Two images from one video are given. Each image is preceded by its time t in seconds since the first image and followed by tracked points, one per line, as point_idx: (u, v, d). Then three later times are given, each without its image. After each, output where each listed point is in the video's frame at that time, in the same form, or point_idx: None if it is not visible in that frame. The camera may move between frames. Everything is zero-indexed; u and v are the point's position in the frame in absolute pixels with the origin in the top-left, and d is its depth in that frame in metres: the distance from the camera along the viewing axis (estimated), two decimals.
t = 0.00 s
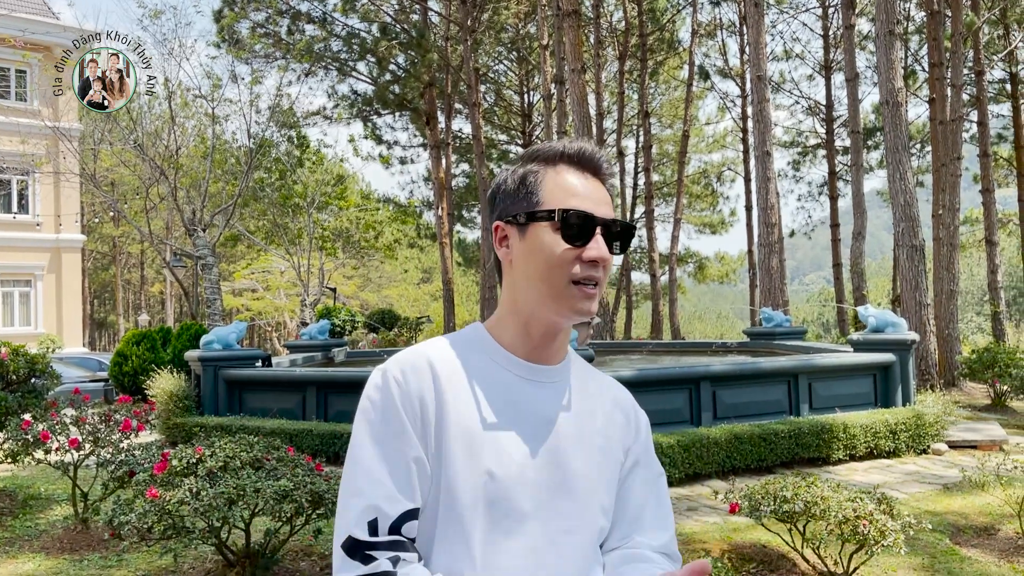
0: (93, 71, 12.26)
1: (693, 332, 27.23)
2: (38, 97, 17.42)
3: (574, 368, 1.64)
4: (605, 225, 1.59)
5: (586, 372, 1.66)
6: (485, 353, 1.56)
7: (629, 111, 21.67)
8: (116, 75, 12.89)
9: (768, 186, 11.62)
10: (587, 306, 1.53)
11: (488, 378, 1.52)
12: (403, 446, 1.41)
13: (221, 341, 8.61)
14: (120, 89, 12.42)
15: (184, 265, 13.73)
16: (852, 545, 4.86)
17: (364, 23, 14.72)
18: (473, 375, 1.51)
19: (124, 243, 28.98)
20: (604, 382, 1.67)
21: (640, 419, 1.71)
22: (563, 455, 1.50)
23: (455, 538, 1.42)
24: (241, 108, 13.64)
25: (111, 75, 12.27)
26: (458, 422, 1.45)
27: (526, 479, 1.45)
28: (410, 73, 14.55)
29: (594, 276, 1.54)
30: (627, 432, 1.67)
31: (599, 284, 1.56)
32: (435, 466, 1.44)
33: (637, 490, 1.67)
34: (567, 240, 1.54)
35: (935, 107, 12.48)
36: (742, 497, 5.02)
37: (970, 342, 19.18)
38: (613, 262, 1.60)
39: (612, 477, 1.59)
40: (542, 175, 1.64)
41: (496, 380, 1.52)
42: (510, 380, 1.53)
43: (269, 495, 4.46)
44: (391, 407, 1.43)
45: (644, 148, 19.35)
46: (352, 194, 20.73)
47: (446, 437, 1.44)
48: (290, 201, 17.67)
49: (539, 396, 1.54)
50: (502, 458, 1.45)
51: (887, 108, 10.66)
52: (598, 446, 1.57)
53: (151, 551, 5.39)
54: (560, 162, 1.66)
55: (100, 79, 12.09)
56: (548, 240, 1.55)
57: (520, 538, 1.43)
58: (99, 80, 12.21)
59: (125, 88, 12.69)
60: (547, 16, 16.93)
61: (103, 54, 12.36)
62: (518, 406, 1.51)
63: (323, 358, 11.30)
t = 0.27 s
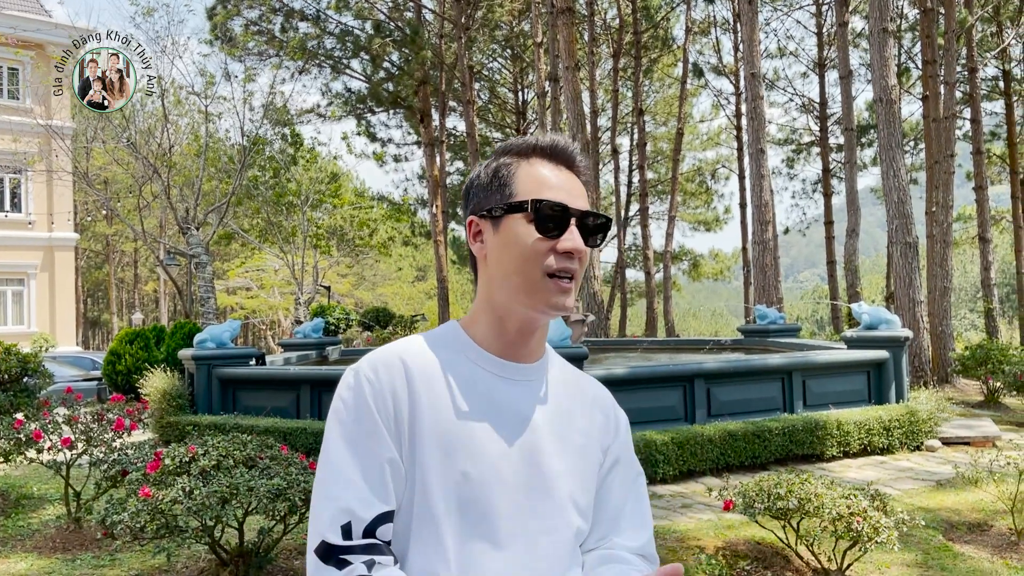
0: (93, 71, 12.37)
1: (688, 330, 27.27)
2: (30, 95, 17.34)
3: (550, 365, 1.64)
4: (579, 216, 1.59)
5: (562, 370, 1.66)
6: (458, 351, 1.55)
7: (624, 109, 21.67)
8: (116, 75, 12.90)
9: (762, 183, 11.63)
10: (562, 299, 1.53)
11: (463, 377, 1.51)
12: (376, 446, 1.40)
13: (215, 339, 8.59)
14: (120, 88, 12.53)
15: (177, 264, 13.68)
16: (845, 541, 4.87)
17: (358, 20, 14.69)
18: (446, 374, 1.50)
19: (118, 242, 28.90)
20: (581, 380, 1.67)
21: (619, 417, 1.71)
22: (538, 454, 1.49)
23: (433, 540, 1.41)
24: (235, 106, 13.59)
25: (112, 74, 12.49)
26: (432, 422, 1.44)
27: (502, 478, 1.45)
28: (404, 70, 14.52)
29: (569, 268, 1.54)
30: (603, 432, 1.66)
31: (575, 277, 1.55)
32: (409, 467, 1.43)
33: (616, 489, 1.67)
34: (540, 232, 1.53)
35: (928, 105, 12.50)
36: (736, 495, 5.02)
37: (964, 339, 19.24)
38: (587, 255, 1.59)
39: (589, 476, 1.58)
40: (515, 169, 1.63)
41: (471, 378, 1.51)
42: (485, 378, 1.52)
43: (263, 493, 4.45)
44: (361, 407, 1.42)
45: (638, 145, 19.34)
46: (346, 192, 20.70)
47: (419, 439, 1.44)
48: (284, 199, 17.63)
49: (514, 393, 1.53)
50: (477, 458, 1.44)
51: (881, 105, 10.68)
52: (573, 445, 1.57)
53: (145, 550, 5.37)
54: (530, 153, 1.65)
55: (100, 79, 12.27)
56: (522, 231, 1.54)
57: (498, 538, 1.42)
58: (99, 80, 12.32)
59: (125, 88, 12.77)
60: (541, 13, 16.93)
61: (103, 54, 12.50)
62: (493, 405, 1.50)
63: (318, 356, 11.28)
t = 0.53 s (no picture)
0: (93, 71, 12.49)
1: (683, 328, 27.32)
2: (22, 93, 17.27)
3: (536, 364, 1.60)
4: (549, 212, 1.57)
5: (550, 366, 1.64)
6: (436, 351, 1.53)
7: (618, 108, 21.69)
8: (115, 75, 12.93)
9: (756, 181, 11.64)
10: (532, 297, 1.51)
11: (442, 377, 1.49)
12: (347, 450, 1.40)
13: (208, 338, 8.57)
14: (120, 88, 12.55)
15: (171, 263, 13.65)
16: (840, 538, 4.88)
17: (351, 19, 14.66)
18: (424, 374, 1.49)
19: (111, 241, 28.81)
20: (568, 378, 1.64)
21: (608, 415, 1.69)
22: (520, 455, 1.47)
23: (408, 543, 1.41)
24: (228, 104, 13.54)
25: (112, 75, 12.60)
26: (405, 424, 1.43)
27: (482, 479, 1.43)
28: (397, 68, 14.50)
29: (539, 265, 1.52)
30: (591, 431, 1.64)
31: (546, 273, 1.53)
32: (382, 471, 1.43)
33: (605, 489, 1.65)
34: (509, 229, 1.51)
35: (922, 103, 12.52)
36: (731, 493, 5.02)
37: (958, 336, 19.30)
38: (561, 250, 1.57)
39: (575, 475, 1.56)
40: (486, 165, 1.62)
41: (448, 379, 1.49)
42: (466, 379, 1.50)
43: (257, 492, 4.44)
44: (333, 410, 1.42)
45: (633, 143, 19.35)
46: (340, 190, 20.67)
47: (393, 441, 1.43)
48: (278, 197, 17.60)
49: (494, 394, 1.51)
50: (453, 460, 1.43)
51: (874, 103, 10.69)
52: (559, 444, 1.55)
53: (138, 550, 5.36)
54: (504, 152, 1.63)
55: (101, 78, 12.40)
56: (487, 231, 1.52)
57: (477, 540, 1.42)
58: (99, 79, 12.41)
59: (123, 88, 12.78)
60: (535, 12, 16.93)
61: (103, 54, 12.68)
62: (473, 405, 1.48)
63: (312, 355, 11.26)
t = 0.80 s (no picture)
0: (93, 71, 12.67)
1: (678, 327, 27.35)
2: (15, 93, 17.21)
3: (529, 363, 1.58)
4: (499, 210, 1.55)
5: (546, 366, 1.61)
6: (425, 351, 1.53)
7: (613, 107, 21.71)
8: (114, 75, 12.94)
9: (750, 180, 11.66)
10: (482, 296, 1.50)
11: (427, 378, 1.49)
12: (331, 450, 1.42)
13: (203, 339, 8.55)
14: (119, 88, 12.58)
15: (165, 263, 13.61)
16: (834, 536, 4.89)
17: (346, 18, 14.65)
18: (407, 374, 1.49)
19: (105, 241, 28.72)
20: (563, 377, 1.62)
21: (606, 416, 1.66)
22: (507, 455, 1.46)
23: (391, 541, 1.41)
24: (222, 104, 13.50)
25: (111, 74, 12.70)
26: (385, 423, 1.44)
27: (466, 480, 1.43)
28: (392, 68, 14.49)
29: (487, 264, 1.51)
30: (589, 432, 1.62)
31: (500, 272, 1.51)
32: (367, 471, 1.44)
33: (601, 490, 1.63)
34: (456, 233, 1.53)
35: (915, 102, 12.55)
36: (725, 491, 5.03)
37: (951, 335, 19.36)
38: (521, 246, 1.54)
39: (567, 476, 1.54)
40: (448, 167, 1.62)
41: (434, 380, 1.49)
42: (454, 381, 1.49)
43: (251, 492, 4.44)
44: (319, 410, 1.45)
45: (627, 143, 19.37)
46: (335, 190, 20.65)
47: (378, 442, 1.44)
48: (273, 197, 17.58)
49: (482, 395, 1.50)
50: (436, 462, 1.43)
51: (868, 103, 10.72)
52: (550, 445, 1.52)
53: (133, 551, 5.35)
54: (464, 152, 1.60)
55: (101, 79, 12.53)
56: (439, 239, 1.54)
57: (461, 542, 1.42)
58: (99, 79, 12.58)
59: (123, 87, 12.78)
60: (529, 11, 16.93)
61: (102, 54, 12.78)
62: (458, 406, 1.47)
63: (306, 355, 11.25)
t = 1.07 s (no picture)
0: (93, 71, 12.54)
1: (673, 327, 27.38)
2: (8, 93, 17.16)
3: (529, 362, 1.59)
4: (499, 213, 1.56)
5: (545, 366, 1.62)
6: (423, 351, 1.54)
7: (608, 107, 21.74)
8: (116, 75, 12.86)
9: (745, 180, 11.68)
10: (487, 297, 1.51)
11: (424, 378, 1.50)
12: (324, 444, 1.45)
13: (198, 339, 8.54)
14: (120, 87, 12.49)
15: (160, 264, 13.58)
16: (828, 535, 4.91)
17: (340, 18, 14.64)
18: (404, 374, 1.51)
19: (99, 242, 28.65)
20: (564, 377, 1.63)
21: (606, 416, 1.67)
22: (504, 455, 1.46)
23: (387, 538, 1.42)
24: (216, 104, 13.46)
25: (112, 75, 12.58)
26: (378, 421, 1.46)
27: (459, 478, 1.43)
28: (386, 68, 14.48)
29: (492, 266, 1.52)
30: (589, 433, 1.62)
31: (503, 275, 1.52)
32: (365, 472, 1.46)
33: (604, 488, 1.64)
34: (459, 236, 1.54)
35: (909, 102, 12.58)
36: (721, 490, 5.04)
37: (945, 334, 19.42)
38: (522, 248, 1.55)
39: (566, 475, 1.54)
40: (447, 170, 1.63)
41: (431, 380, 1.50)
42: (451, 381, 1.50)
43: (248, 493, 4.45)
44: (317, 410, 1.49)
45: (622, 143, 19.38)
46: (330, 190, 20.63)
47: (376, 440, 1.45)
48: (267, 197, 17.55)
49: (479, 393, 1.50)
50: (433, 459, 1.43)
51: (862, 103, 10.75)
52: (548, 444, 1.52)
53: (129, 552, 5.34)
54: (463, 154, 1.61)
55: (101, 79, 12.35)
56: (440, 243, 1.56)
57: (460, 540, 1.42)
58: (100, 80, 12.43)
59: (124, 88, 12.71)
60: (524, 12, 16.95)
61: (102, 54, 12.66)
62: (454, 404, 1.48)
63: (302, 355, 11.23)
